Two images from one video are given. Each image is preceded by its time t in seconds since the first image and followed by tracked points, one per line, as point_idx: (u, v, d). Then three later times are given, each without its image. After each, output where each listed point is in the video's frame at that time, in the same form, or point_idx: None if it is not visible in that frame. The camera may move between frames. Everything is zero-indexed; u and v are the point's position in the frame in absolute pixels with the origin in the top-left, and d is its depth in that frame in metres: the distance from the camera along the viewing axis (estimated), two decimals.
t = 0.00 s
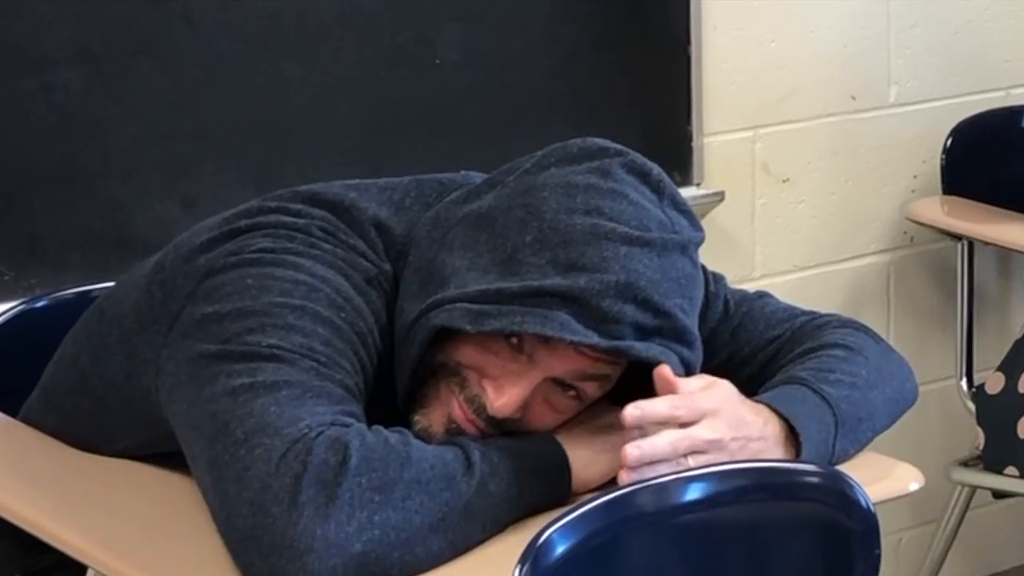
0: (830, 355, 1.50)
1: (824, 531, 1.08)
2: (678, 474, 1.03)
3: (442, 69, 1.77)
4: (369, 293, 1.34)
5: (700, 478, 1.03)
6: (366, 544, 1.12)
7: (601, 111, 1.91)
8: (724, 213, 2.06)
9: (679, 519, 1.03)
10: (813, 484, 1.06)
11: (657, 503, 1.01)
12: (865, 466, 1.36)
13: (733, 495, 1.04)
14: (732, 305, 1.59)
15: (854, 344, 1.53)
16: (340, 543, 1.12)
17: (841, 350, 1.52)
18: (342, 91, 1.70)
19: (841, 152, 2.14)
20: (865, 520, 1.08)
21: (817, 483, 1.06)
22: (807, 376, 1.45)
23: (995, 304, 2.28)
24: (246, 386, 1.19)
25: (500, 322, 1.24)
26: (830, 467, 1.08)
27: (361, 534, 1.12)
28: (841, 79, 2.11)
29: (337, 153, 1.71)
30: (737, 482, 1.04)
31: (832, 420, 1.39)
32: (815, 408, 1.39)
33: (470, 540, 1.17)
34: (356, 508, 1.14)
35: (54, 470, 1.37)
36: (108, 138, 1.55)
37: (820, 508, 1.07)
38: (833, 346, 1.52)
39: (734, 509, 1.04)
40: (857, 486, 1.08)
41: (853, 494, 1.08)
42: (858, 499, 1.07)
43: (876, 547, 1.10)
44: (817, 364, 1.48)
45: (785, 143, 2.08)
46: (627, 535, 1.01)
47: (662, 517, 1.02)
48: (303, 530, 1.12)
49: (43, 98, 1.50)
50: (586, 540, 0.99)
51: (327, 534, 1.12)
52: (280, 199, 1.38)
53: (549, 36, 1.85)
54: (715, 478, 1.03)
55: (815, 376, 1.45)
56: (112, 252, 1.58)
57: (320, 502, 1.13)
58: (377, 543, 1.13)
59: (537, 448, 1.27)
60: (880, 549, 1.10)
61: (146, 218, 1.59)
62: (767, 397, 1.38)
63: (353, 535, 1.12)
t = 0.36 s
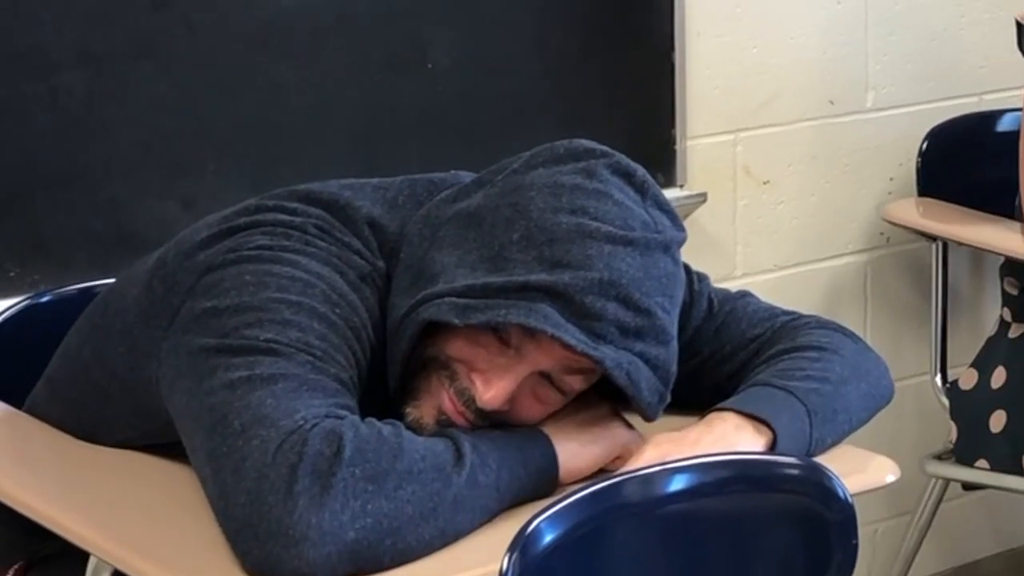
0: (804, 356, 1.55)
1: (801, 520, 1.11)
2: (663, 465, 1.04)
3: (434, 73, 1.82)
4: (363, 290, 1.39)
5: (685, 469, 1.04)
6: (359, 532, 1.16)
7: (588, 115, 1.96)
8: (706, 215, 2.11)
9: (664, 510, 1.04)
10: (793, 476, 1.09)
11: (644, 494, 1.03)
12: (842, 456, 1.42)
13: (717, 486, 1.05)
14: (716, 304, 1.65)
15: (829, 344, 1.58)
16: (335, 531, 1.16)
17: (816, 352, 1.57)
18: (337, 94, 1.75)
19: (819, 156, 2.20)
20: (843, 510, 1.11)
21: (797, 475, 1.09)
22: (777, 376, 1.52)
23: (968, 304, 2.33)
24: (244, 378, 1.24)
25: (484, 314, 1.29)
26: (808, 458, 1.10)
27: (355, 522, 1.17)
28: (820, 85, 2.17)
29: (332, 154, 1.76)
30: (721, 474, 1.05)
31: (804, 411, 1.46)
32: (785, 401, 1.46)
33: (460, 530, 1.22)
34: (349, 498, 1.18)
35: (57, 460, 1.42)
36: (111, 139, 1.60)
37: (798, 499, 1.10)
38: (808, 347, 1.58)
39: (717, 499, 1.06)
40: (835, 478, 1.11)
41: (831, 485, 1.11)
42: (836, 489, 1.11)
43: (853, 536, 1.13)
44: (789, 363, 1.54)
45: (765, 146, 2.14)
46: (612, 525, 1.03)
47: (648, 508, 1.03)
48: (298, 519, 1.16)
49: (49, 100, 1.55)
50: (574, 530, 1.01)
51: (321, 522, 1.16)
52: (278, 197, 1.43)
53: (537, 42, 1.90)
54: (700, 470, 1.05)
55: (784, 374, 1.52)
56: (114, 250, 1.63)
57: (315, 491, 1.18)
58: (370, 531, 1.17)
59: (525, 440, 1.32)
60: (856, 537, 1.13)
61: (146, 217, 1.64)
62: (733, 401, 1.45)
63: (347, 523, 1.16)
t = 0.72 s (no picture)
0: (789, 354, 1.60)
1: (787, 512, 1.15)
2: (652, 459, 1.08)
3: (430, 79, 1.88)
4: (360, 290, 1.44)
5: (672, 462, 1.08)
6: (356, 523, 1.21)
7: (579, 120, 2.02)
8: (693, 215, 2.16)
9: (652, 502, 1.08)
10: (778, 470, 1.12)
11: (632, 487, 1.06)
12: (823, 451, 1.48)
13: (704, 478, 1.09)
14: (702, 306, 1.69)
15: (812, 343, 1.63)
16: (333, 523, 1.20)
17: (800, 350, 1.62)
18: (336, 101, 1.80)
19: (801, 159, 2.26)
20: (826, 503, 1.15)
21: (782, 469, 1.12)
22: (762, 372, 1.56)
23: (946, 302, 2.39)
24: (244, 375, 1.29)
25: (475, 324, 1.31)
26: (793, 452, 1.14)
27: (352, 515, 1.21)
28: (802, 90, 2.23)
29: (331, 157, 1.81)
30: (707, 467, 1.09)
31: (788, 406, 1.51)
32: (769, 395, 1.51)
33: (455, 520, 1.27)
34: (347, 490, 1.23)
35: (63, 453, 1.47)
36: (117, 143, 1.65)
37: (783, 491, 1.13)
38: (791, 345, 1.62)
39: (704, 492, 1.10)
40: (819, 472, 1.14)
41: (816, 479, 1.14)
42: (820, 483, 1.14)
43: (836, 529, 1.17)
44: (773, 360, 1.59)
45: (750, 150, 2.20)
46: (601, 517, 1.06)
47: (636, 500, 1.07)
48: (298, 511, 1.21)
49: (58, 105, 1.60)
50: (564, 521, 1.04)
51: (319, 513, 1.21)
52: (278, 200, 1.49)
53: (529, 48, 1.95)
54: (687, 464, 1.08)
55: (769, 371, 1.57)
56: (120, 248, 1.68)
57: (314, 484, 1.23)
58: (366, 523, 1.21)
59: (517, 436, 1.37)
60: (840, 530, 1.17)
61: (152, 218, 1.69)
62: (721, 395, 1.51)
63: (344, 515, 1.21)
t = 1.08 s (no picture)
0: (774, 352, 1.65)
1: (772, 505, 1.20)
2: (641, 453, 1.12)
3: (426, 86, 1.93)
4: (359, 290, 1.48)
5: (661, 457, 1.13)
6: (356, 516, 1.24)
7: (570, 125, 2.07)
8: (681, 217, 2.22)
9: (642, 496, 1.12)
10: (763, 464, 1.17)
11: (622, 480, 1.11)
12: (807, 446, 1.53)
13: (692, 472, 1.14)
14: (690, 305, 1.74)
15: (796, 341, 1.68)
16: (333, 515, 1.24)
17: (785, 347, 1.67)
18: (335, 107, 1.85)
19: (786, 162, 2.32)
20: (810, 497, 1.21)
21: (767, 462, 1.17)
22: (750, 368, 1.61)
23: (926, 302, 2.45)
24: (247, 372, 1.33)
25: (470, 324, 1.35)
26: (778, 447, 1.19)
27: (351, 507, 1.25)
28: (787, 96, 2.28)
29: (331, 162, 1.87)
30: (695, 461, 1.14)
31: (773, 403, 1.55)
32: (755, 393, 1.56)
33: (451, 513, 1.31)
34: (347, 484, 1.27)
35: (71, 449, 1.51)
36: (123, 147, 1.70)
37: (769, 484, 1.18)
38: (777, 342, 1.67)
39: (692, 485, 1.14)
40: (802, 466, 1.20)
41: (799, 472, 1.19)
42: (803, 477, 1.20)
43: (819, 521, 1.23)
44: (760, 358, 1.64)
45: (736, 154, 2.25)
46: (592, 510, 1.11)
47: (626, 494, 1.12)
48: (299, 504, 1.24)
49: (66, 111, 1.65)
50: (556, 514, 1.09)
51: (320, 506, 1.24)
52: (279, 204, 1.53)
53: (522, 55, 2.00)
54: (675, 458, 1.13)
55: (756, 368, 1.61)
56: (126, 250, 1.73)
57: (314, 477, 1.26)
58: (366, 516, 1.25)
59: (511, 432, 1.42)
60: (823, 522, 1.23)
61: (158, 220, 1.74)
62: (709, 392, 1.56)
63: (344, 508, 1.25)
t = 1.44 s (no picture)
0: (767, 348, 1.65)
1: (757, 500, 1.25)
2: (631, 449, 1.17)
3: (421, 92, 1.98)
4: (357, 291, 1.49)
5: (650, 452, 1.17)
6: (356, 510, 1.26)
7: (561, 130, 2.12)
8: (669, 220, 2.27)
9: (632, 489, 1.17)
10: (748, 458, 1.22)
11: (613, 474, 1.15)
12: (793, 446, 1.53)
13: (680, 467, 1.18)
14: (677, 303, 1.76)
15: (786, 336, 1.68)
16: (334, 509, 1.25)
17: (778, 343, 1.67)
18: (332, 113, 1.90)
19: (771, 166, 2.37)
20: (793, 490, 1.26)
21: (751, 457, 1.22)
22: (751, 364, 1.60)
23: (907, 303, 2.51)
24: (250, 371, 1.34)
25: (470, 318, 1.38)
26: (762, 443, 1.24)
27: (352, 502, 1.26)
28: (771, 101, 2.34)
29: (329, 165, 1.91)
30: (683, 457, 1.19)
31: (771, 403, 1.54)
32: (759, 395, 1.53)
33: (448, 508, 1.33)
34: (348, 479, 1.28)
35: (76, 445, 1.55)
36: (127, 152, 1.74)
37: (753, 479, 1.23)
38: (768, 337, 1.68)
39: (681, 480, 1.19)
40: (786, 461, 1.25)
41: (783, 467, 1.25)
42: (787, 471, 1.25)
43: (803, 514, 1.28)
44: (756, 353, 1.63)
45: (723, 158, 2.31)
46: (585, 503, 1.15)
47: (617, 488, 1.16)
48: (302, 499, 1.25)
49: (71, 117, 1.70)
50: (550, 507, 1.13)
51: (322, 501, 1.25)
52: (279, 206, 1.55)
53: (515, 63, 2.06)
54: (664, 453, 1.18)
55: (757, 364, 1.60)
56: (131, 253, 1.78)
57: (316, 473, 1.28)
58: (366, 510, 1.26)
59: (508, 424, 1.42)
60: (807, 516, 1.28)
61: (161, 223, 1.79)
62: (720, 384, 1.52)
63: (344, 502, 1.26)
